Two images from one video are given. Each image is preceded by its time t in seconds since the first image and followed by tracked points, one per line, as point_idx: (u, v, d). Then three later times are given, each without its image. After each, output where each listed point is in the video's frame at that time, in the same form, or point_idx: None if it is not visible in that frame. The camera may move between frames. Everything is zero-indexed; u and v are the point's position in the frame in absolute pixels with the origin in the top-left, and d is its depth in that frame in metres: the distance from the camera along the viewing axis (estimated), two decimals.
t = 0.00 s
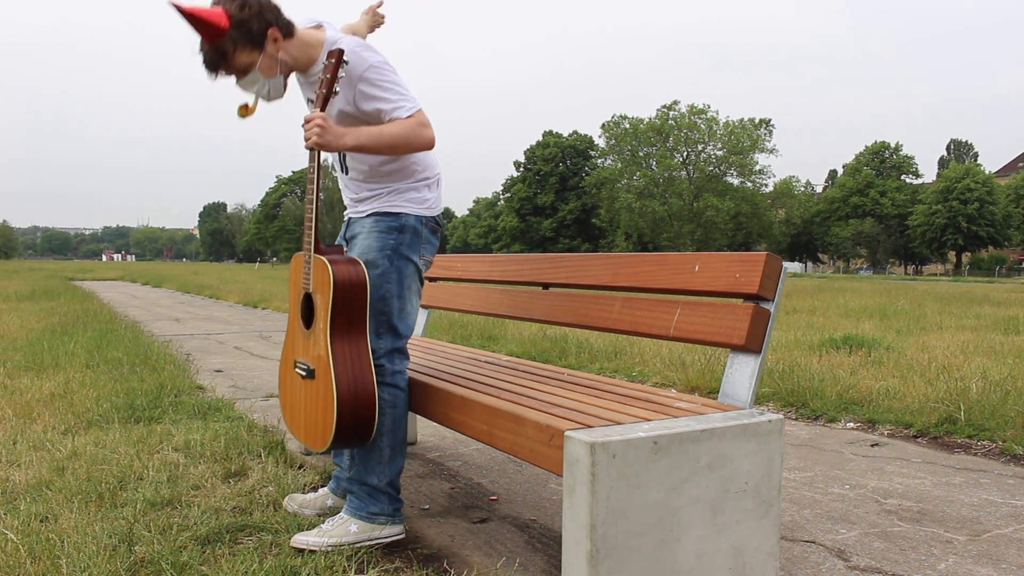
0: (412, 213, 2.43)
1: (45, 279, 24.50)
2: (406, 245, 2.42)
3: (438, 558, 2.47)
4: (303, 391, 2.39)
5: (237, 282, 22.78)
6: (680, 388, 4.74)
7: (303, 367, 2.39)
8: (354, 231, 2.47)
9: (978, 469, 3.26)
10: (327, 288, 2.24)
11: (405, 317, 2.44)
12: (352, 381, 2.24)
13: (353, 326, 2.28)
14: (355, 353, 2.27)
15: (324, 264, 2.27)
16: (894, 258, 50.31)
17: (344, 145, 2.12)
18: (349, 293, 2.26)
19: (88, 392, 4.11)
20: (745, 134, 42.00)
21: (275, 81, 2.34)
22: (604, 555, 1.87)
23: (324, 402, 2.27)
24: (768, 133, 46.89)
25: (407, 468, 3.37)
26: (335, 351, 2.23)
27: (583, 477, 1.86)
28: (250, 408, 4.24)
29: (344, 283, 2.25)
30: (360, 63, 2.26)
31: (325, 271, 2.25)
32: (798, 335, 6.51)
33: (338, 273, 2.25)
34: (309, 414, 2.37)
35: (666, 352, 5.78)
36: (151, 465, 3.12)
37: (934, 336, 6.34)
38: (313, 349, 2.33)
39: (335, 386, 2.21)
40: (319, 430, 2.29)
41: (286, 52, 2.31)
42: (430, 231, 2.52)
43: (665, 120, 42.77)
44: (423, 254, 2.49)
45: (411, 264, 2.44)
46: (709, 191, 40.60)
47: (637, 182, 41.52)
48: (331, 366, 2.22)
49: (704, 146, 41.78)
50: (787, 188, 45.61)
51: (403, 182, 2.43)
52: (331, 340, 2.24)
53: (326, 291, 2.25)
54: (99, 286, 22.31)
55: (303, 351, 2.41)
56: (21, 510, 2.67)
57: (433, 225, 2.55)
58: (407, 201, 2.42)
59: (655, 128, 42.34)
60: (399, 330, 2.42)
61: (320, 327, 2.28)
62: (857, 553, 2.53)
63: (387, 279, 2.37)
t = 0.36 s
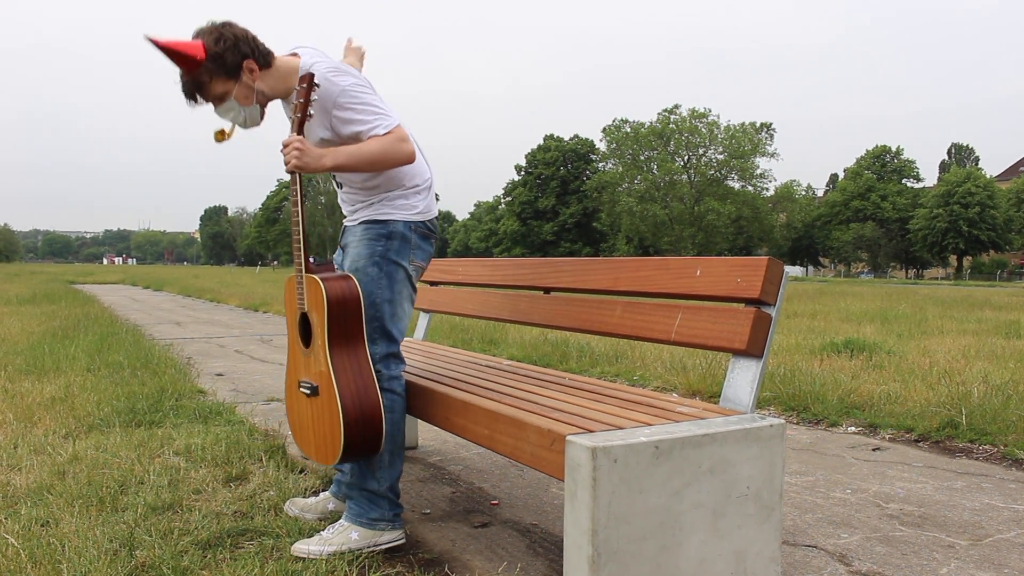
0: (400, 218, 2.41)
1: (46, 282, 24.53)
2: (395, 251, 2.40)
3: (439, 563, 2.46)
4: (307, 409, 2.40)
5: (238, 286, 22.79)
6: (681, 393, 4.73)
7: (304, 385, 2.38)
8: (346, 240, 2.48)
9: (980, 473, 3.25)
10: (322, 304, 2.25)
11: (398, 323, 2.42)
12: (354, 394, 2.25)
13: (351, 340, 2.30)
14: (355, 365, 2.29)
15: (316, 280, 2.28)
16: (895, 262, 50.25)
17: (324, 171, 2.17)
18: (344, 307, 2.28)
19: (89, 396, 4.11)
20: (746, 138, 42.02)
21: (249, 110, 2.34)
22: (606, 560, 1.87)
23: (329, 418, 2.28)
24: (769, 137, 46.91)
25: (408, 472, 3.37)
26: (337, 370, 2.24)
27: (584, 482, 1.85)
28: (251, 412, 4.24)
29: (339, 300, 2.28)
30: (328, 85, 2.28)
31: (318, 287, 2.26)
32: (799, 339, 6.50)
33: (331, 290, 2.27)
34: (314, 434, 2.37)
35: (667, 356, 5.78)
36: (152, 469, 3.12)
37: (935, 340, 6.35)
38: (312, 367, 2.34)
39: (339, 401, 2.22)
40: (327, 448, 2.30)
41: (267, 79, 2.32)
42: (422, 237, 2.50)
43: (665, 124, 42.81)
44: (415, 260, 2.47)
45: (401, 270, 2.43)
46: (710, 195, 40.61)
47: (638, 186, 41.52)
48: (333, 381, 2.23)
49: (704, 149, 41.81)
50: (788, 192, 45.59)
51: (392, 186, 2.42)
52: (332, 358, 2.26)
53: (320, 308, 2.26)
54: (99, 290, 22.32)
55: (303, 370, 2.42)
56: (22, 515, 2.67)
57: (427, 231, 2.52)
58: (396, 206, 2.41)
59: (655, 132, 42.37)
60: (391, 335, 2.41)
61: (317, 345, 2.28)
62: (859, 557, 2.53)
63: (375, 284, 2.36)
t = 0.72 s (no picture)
0: (332, 205, 2.43)
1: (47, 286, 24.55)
2: (324, 238, 2.43)
3: (440, 567, 2.47)
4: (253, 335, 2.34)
5: (239, 290, 22.81)
6: (682, 396, 4.72)
7: (251, 312, 2.36)
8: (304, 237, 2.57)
9: (981, 476, 3.25)
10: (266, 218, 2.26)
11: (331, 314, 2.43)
12: (293, 301, 2.21)
13: (295, 256, 2.29)
14: (298, 278, 2.26)
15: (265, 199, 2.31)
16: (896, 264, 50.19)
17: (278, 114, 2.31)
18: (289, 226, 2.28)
19: (90, 400, 4.11)
20: (747, 141, 42.03)
21: (264, 14, 2.56)
22: (607, 565, 1.86)
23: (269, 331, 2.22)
24: (770, 140, 46.94)
25: (409, 476, 3.36)
26: (277, 280, 2.21)
27: (586, 486, 1.85)
28: (252, 415, 4.24)
29: (285, 218, 2.28)
30: (331, 23, 2.41)
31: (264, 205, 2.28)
32: (800, 342, 6.50)
33: (275, 206, 2.28)
34: (258, 359, 2.30)
35: (668, 360, 5.78)
36: (153, 473, 3.12)
37: (936, 343, 6.34)
38: (259, 288, 2.32)
39: (275, 306, 2.17)
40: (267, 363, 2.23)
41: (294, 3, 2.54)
42: (359, 223, 2.45)
43: (665, 128, 42.90)
44: (350, 247, 2.44)
45: (331, 258, 2.42)
46: (710, 198, 40.64)
47: (638, 189, 41.54)
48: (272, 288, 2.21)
49: (705, 152, 41.84)
50: (789, 195, 45.57)
51: (335, 171, 2.49)
52: (273, 269, 2.24)
53: (265, 224, 2.28)
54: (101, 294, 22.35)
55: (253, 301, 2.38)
56: (23, 519, 2.67)
57: (368, 218, 2.47)
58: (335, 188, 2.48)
59: (656, 135, 42.40)
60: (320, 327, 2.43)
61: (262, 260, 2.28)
62: (861, 561, 2.53)
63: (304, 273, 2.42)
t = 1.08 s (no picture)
0: (283, 209, 2.54)
1: (50, 288, 24.64)
2: (272, 243, 2.55)
3: (440, 570, 2.47)
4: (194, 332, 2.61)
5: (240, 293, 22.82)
6: (683, 399, 4.72)
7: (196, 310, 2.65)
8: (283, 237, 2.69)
9: (981, 481, 3.24)
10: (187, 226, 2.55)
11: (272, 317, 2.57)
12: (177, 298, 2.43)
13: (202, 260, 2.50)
14: (194, 278, 2.47)
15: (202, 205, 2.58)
16: (897, 269, 50.15)
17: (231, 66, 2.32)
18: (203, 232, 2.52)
19: (90, 402, 4.12)
20: (748, 144, 42.07)
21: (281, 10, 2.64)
22: (607, 567, 1.86)
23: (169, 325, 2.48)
24: (771, 143, 46.95)
25: (409, 478, 3.36)
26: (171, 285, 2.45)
27: (586, 488, 1.85)
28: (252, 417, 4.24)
29: (202, 226, 2.53)
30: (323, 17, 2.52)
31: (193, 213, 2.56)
32: (801, 346, 6.49)
33: (197, 214, 2.54)
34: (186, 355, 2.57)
35: (669, 363, 5.77)
36: (153, 475, 3.12)
37: (938, 347, 6.32)
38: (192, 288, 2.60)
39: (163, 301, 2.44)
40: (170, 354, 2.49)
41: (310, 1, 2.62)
42: (302, 227, 2.51)
43: (666, 131, 42.93)
44: (293, 251, 2.51)
45: (276, 261, 2.54)
46: (711, 202, 40.63)
47: (639, 193, 41.55)
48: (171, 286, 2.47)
49: (705, 156, 41.88)
50: (790, 199, 45.57)
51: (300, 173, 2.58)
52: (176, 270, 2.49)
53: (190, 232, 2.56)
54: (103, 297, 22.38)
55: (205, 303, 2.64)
56: (23, 521, 2.67)
57: (311, 222, 2.51)
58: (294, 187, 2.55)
59: (657, 139, 42.44)
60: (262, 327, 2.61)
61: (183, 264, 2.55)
62: (861, 565, 2.53)
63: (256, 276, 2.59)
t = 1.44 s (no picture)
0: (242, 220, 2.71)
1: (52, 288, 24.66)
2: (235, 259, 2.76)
3: (442, 570, 2.47)
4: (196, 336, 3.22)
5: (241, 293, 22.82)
6: (684, 400, 4.72)
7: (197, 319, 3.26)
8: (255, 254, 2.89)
9: (983, 482, 3.24)
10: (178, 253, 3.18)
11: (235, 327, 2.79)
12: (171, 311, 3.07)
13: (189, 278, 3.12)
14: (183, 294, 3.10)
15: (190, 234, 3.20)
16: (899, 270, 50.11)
17: None
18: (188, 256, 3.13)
19: (92, 402, 4.12)
20: (750, 145, 42.10)
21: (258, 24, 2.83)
22: (609, 568, 1.86)
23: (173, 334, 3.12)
24: (772, 144, 46.96)
25: (410, 478, 3.36)
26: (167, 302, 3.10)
27: (588, 489, 1.85)
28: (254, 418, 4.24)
29: (187, 250, 3.15)
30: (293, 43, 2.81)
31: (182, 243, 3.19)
32: (803, 347, 6.49)
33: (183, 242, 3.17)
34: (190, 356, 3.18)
35: (670, 364, 5.77)
36: (155, 475, 3.12)
37: (940, 348, 6.31)
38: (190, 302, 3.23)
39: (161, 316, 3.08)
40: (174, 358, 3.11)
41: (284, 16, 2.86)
42: (249, 241, 2.70)
43: (668, 132, 42.94)
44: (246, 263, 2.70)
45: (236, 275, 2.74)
46: (712, 203, 40.64)
47: (640, 193, 41.58)
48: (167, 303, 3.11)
49: (707, 156, 41.87)
50: (792, 200, 45.58)
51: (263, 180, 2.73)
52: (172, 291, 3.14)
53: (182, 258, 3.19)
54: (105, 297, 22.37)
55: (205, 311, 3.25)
56: (25, 521, 2.67)
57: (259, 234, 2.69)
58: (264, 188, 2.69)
59: (658, 139, 42.47)
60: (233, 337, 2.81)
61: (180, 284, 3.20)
62: (863, 566, 2.53)
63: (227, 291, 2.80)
